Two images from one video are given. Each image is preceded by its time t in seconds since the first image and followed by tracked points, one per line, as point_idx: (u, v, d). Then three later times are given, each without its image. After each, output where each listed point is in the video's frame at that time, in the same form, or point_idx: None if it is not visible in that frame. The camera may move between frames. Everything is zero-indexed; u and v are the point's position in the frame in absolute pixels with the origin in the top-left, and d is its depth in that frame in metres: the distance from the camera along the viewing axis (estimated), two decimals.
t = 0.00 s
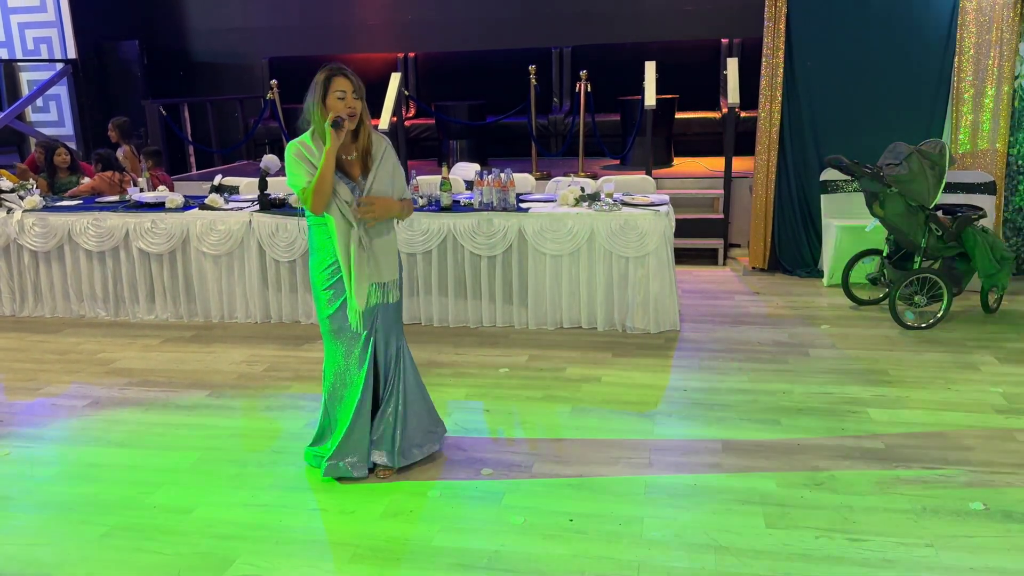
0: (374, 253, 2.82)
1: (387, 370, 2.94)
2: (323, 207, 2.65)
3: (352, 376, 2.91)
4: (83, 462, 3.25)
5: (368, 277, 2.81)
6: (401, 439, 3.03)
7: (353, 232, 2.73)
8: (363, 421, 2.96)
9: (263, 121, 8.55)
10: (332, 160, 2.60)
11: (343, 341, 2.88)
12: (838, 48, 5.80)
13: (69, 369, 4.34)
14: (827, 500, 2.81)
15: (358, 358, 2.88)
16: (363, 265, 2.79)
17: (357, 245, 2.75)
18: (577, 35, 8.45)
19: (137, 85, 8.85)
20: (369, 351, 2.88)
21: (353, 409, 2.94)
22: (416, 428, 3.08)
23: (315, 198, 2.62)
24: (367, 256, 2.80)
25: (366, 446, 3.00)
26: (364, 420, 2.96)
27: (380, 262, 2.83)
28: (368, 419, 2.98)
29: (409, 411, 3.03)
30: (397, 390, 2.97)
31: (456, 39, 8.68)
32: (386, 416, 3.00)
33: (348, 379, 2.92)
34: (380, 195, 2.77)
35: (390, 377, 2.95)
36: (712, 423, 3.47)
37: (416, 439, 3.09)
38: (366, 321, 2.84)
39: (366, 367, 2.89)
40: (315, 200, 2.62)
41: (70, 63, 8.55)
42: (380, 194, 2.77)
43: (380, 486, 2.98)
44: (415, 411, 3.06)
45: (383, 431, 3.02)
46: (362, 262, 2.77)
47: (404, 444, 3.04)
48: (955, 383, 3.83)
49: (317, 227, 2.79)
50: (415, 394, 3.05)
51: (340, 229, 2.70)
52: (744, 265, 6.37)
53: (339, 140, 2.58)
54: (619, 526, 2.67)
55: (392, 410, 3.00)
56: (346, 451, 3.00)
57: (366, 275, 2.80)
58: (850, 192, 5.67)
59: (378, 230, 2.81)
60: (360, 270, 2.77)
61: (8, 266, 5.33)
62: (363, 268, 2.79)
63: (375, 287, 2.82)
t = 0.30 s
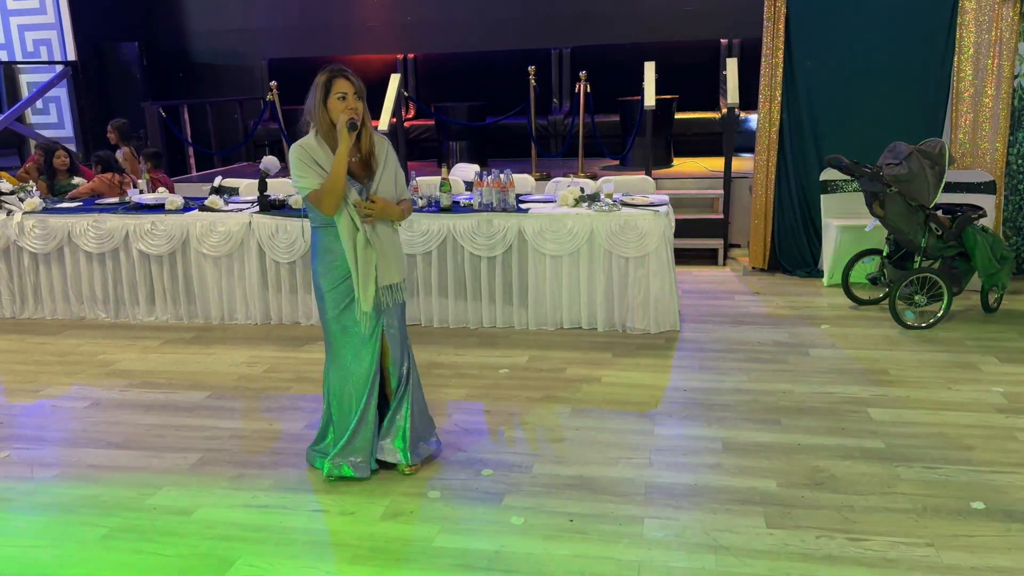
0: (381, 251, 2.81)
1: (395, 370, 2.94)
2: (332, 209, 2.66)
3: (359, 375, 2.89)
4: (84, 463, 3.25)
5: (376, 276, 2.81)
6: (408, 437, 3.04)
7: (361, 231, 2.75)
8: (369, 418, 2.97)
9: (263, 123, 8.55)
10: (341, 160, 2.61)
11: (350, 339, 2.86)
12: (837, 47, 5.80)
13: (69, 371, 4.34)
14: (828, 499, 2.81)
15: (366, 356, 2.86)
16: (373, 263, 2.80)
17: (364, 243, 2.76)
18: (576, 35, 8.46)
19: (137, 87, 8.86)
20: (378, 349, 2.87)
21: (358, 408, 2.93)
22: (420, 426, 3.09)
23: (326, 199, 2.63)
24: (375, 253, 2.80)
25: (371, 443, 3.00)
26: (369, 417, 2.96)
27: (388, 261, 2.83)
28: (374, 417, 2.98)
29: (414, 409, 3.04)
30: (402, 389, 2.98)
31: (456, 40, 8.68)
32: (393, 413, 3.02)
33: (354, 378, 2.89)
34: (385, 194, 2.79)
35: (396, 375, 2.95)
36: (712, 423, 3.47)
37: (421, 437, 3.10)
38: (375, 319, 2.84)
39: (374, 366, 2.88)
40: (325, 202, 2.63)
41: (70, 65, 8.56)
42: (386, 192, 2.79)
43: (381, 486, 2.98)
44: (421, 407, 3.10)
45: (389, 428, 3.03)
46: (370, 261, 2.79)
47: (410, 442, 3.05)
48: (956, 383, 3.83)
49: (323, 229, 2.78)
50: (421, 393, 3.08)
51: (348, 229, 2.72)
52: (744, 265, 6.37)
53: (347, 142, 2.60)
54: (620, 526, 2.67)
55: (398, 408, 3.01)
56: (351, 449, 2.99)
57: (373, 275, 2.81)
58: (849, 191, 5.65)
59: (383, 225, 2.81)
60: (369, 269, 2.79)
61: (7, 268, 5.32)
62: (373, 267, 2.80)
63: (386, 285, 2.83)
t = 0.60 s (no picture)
0: (396, 251, 2.80)
1: (404, 371, 2.92)
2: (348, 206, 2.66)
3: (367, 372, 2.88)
4: (84, 465, 3.25)
5: (390, 275, 2.79)
6: (415, 439, 3.01)
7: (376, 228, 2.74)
8: (376, 418, 2.96)
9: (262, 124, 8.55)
10: (356, 158, 2.60)
11: (358, 338, 2.84)
12: (837, 47, 5.80)
13: (69, 373, 4.34)
14: (828, 499, 2.80)
15: (374, 353, 2.86)
16: (387, 263, 2.78)
17: (377, 240, 2.75)
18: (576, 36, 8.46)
19: (137, 89, 8.86)
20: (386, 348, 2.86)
21: (366, 407, 2.92)
22: (429, 430, 3.03)
23: (342, 197, 2.62)
24: (388, 253, 2.77)
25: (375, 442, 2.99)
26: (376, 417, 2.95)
27: (402, 261, 2.81)
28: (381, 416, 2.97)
29: (423, 412, 3.00)
30: (412, 390, 2.95)
31: (455, 40, 8.68)
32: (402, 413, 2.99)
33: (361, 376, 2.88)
34: (400, 191, 2.77)
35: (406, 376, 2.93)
36: (712, 423, 3.47)
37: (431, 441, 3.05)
38: (385, 318, 2.83)
39: (382, 364, 2.87)
40: (341, 200, 2.62)
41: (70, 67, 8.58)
42: (401, 189, 2.78)
43: (381, 486, 2.98)
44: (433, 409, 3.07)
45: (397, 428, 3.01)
46: (382, 261, 2.77)
47: (417, 444, 3.01)
48: (956, 382, 3.83)
49: (337, 229, 2.77)
50: (430, 398, 3.02)
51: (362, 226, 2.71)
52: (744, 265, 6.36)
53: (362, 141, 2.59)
54: (620, 526, 2.67)
55: (407, 409, 2.98)
56: (356, 448, 2.98)
57: (386, 275, 2.78)
58: (847, 191, 5.64)
59: (397, 223, 2.80)
60: (383, 268, 2.77)
61: (7, 270, 5.32)
62: (387, 266, 2.78)
63: (399, 285, 2.81)
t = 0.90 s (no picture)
0: (410, 251, 2.80)
1: (412, 372, 2.91)
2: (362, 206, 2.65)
3: (374, 369, 2.87)
4: (82, 466, 3.25)
5: (403, 274, 2.80)
6: (420, 438, 3.01)
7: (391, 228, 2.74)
8: (381, 419, 2.94)
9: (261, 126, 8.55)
10: (370, 158, 2.59)
11: (366, 335, 2.82)
12: (835, 47, 5.80)
13: (68, 375, 4.34)
14: (827, 498, 2.80)
15: (383, 351, 2.85)
16: (400, 263, 2.79)
17: (390, 240, 2.75)
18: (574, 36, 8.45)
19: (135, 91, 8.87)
20: (394, 347, 2.85)
21: (372, 407, 2.91)
22: (433, 429, 3.03)
23: (357, 197, 2.62)
24: (401, 253, 2.78)
25: (378, 442, 2.98)
26: (381, 418, 2.94)
27: (415, 261, 2.82)
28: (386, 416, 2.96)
29: (428, 412, 3.00)
30: (419, 392, 2.95)
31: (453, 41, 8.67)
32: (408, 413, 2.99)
33: (369, 374, 2.87)
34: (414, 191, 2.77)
35: (413, 377, 2.92)
36: (711, 422, 3.47)
37: (435, 443, 3.04)
38: (394, 317, 2.82)
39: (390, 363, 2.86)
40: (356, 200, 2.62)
41: (68, 69, 8.60)
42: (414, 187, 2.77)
43: (381, 486, 2.98)
44: (438, 409, 3.06)
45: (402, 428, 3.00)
46: (395, 261, 2.77)
47: (421, 445, 3.01)
48: (955, 381, 3.83)
49: (349, 228, 2.76)
50: (435, 398, 3.02)
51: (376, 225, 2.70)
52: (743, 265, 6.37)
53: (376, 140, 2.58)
54: (619, 525, 2.67)
55: (413, 409, 2.98)
56: (359, 448, 2.97)
57: (397, 276, 2.79)
58: (846, 190, 5.67)
59: (410, 223, 2.80)
60: (395, 267, 2.77)
61: (6, 272, 5.32)
62: (400, 267, 2.79)
63: (411, 284, 2.81)
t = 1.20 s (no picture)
0: (409, 255, 2.79)
1: (412, 374, 2.91)
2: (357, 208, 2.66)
3: (374, 371, 2.87)
4: (80, 468, 3.24)
5: (400, 276, 2.79)
6: (419, 440, 3.01)
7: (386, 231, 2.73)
8: (381, 420, 2.95)
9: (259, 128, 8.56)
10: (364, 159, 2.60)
11: (366, 337, 2.82)
12: (832, 47, 5.82)
13: (66, 377, 4.33)
14: (825, 497, 2.80)
15: (383, 353, 2.85)
16: (398, 266, 2.78)
17: (388, 245, 2.75)
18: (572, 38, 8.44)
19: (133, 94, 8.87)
20: (394, 349, 2.86)
21: (371, 409, 2.91)
22: (433, 431, 3.03)
23: (351, 198, 2.63)
24: (400, 257, 2.78)
25: (378, 443, 2.99)
26: (381, 419, 2.94)
27: (413, 266, 2.81)
28: (385, 418, 2.96)
29: (429, 415, 3.00)
30: (419, 394, 2.94)
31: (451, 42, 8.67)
32: (409, 415, 2.99)
33: (368, 375, 2.87)
34: (412, 195, 2.76)
35: (415, 379, 2.92)
36: (709, 422, 3.47)
37: (435, 445, 3.03)
38: (395, 319, 2.82)
39: (390, 364, 2.86)
40: (350, 201, 2.63)
41: (65, 72, 8.63)
42: (413, 192, 2.76)
43: (379, 487, 2.98)
44: (439, 411, 3.05)
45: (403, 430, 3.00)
46: (393, 264, 2.77)
47: (421, 447, 3.01)
48: (953, 380, 3.83)
49: (351, 229, 2.77)
50: (438, 399, 3.02)
51: (370, 230, 2.71)
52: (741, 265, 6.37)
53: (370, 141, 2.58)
54: (617, 526, 2.67)
55: (413, 411, 2.98)
56: (358, 448, 2.98)
57: (396, 280, 2.79)
58: (843, 191, 5.67)
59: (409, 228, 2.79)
60: (394, 270, 2.77)
61: (4, 275, 5.32)
62: (398, 270, 2.79)
63: (411, 287, 2.81)
